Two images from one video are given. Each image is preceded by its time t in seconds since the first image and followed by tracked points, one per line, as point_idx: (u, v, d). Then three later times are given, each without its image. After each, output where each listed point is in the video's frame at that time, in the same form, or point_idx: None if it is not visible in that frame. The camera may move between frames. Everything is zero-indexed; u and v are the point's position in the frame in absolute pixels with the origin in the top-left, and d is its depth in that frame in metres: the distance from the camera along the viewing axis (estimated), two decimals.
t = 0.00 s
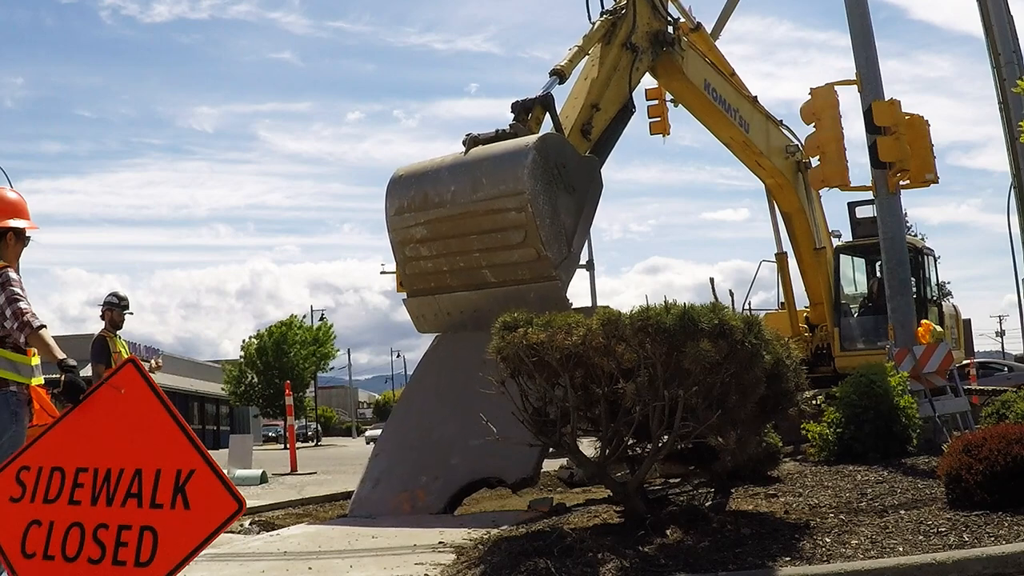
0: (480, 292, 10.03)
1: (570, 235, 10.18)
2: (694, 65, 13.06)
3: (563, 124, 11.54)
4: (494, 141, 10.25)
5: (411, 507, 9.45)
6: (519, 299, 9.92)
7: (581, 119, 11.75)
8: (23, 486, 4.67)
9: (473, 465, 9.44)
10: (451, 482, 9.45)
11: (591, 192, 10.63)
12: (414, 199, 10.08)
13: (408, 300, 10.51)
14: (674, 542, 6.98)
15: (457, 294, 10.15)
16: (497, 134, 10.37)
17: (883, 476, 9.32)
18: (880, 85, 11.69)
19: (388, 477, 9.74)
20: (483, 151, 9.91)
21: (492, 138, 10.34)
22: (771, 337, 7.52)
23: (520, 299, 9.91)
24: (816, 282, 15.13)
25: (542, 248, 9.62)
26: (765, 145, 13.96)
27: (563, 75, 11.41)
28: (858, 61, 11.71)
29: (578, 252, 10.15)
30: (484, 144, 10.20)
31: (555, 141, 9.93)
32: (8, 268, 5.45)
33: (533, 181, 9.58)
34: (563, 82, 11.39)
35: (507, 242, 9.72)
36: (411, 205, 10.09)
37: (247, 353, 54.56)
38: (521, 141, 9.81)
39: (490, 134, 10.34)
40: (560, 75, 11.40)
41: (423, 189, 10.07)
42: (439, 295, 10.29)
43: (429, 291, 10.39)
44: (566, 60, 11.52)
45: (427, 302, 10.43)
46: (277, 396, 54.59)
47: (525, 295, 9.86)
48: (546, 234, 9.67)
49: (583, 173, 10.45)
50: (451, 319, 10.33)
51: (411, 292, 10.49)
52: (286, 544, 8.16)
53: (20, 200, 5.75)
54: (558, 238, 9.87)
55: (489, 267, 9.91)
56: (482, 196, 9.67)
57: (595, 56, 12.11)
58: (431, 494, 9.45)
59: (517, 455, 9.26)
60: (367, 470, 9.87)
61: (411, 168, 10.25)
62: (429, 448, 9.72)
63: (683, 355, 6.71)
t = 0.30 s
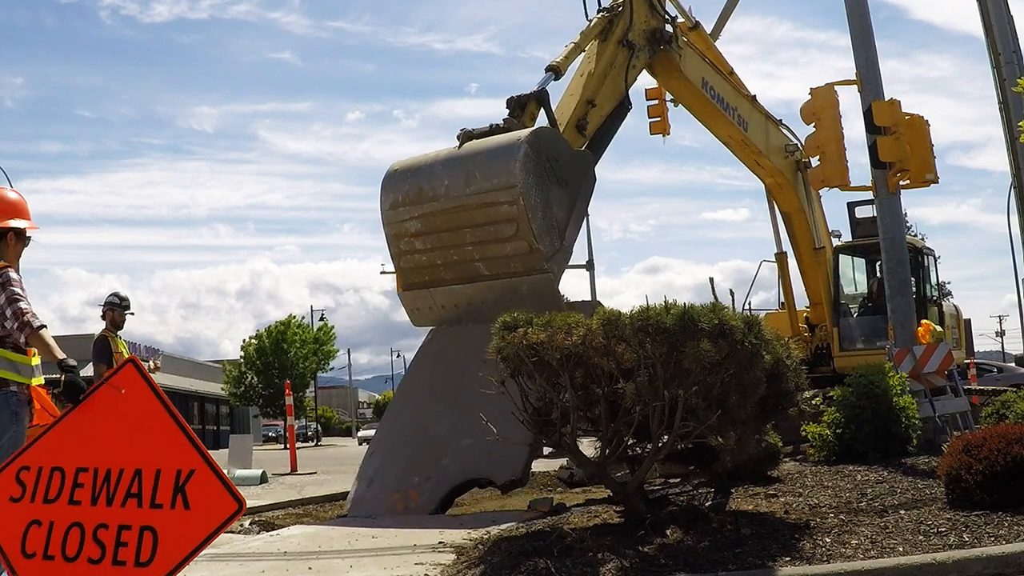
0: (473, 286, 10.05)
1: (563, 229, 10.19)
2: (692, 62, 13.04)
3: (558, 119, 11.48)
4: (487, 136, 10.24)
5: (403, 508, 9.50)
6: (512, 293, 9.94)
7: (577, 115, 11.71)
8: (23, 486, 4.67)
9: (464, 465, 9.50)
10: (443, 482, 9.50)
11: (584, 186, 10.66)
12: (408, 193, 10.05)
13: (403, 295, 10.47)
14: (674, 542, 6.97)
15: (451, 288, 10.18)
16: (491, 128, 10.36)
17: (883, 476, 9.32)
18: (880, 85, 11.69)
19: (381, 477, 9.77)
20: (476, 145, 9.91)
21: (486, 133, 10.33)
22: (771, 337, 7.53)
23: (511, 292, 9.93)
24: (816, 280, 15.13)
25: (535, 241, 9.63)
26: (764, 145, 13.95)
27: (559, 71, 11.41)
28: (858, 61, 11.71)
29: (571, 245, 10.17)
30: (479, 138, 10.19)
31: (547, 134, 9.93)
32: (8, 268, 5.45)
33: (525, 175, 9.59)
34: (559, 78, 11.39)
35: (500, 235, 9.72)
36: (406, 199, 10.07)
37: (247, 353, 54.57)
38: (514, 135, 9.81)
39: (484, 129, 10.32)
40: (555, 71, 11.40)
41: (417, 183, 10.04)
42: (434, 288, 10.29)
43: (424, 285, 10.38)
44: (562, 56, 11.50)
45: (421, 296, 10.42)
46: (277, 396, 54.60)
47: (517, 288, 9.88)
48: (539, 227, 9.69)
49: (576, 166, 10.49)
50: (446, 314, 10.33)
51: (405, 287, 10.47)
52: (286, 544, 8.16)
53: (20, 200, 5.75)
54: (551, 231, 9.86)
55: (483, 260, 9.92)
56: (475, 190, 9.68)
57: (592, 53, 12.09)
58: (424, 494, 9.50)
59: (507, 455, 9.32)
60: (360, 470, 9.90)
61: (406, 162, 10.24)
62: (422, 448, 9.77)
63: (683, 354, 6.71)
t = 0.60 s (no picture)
0: (463, 279, 10.09)
1: (552, 223, 10.27)
2: (689, 60, 13.01)
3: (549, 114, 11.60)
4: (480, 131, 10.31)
5: (392, 509, 9.56)
6: (499, 287, 9.97)
7: (569, 111, 11.82)
8: (23, 486, 4.67)
9: (452, 467, 9.52)
10: (431, 484, 9.56)
11: (573, 182, 10.73)
12: (401, 187, 10.18)
13: (396, 288, 10.57)
14: (674, 542, 6.97)
15: (441, 281, 10.22)
16: (483, 123, 10.39)
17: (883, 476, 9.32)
18: (880, 85, 11.69)
19: (371, 477, 9.80)
20: (467, 139, 10.02)
21: (478, 128, 10.38)
22: (771, 337, 7.53)
23: (498, 288, 9.98)
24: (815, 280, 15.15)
25: (523, 234, 9.72)
26: (762, 143, 13.96)
27: (552, 67, 11.40)
28: (858, 62, 11.71)
29: (560, 239, 10.25)
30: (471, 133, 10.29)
31: (536, 129, 10.06)
32: (8, 268, 5.45)
33: (513, 168, 9.70)
34: (552, 74, 11.38)
35: (489, 228, 9.82)
36: (398, 193, 10.19)
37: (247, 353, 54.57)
38: (504, 130, 9.92)
39: (476, 124, 10.37)
40: (549, 67, 11.39)
41: (410, 176, 10.16)
42: (426, 282, 10.35)
43: (417, 279, 10.46)
44: (556, 53, 11.51)
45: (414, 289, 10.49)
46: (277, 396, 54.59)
47: (505, 282, 9.92)
48: (527, 221, 9.78)
49: (565, 161, 10.57)
50: (437, 308, 10.36)
51: (399, 280, 10.58)
52: (286, 544, 8.16)
53: (21, 200, 5.75)
54: (539, 224, 9.97)
55: (473, 253, 10.01)
56: (465, 183, 9.78)
57: (586, 50, 12.18)
58: (413, 496, 9.56)
59: (493, 459, 9.35)
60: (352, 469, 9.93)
61: (399, 156, 10.34)
62: (411, 449, 9.79)
63: (683, 354, 6.71)
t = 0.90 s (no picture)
0: (453, 274, 10.12)
1: (539, 219, 10.32)
2: (685, 59, 13.03)
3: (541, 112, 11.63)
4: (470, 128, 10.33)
5: (383, 510, 9.55)
6: (490, 284, 9.99)
7: (562, 108, 11.84)
8: (23, 486, 4.66)
9: (440, 468, 9.52)
10: (421, 485, 9.54)
11: (561, 178, 10.79)
12: (392, 184, 10.18)
13: (388, 284, 10.57)
14: (674, 542, 6.97)
15: (432, 277, 10.26)
16: (474, 120, 10.41)
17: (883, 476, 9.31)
18: (880, 85, 11.69)
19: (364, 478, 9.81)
20: (456, 137, 10.06)
21: (468, 125, 10.40)
22: (771, 337, 7.53)
23: (488, 284, 10.00)
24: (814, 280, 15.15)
25: (510, 230, 9.75)
26: (759, 142, 13.95)
27: (544, 65, 11.41)
28: (858, 62, 11.71)
29: (547, 234, 10.30)
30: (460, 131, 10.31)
31: (523, 126, 10.12)
32: (9, 268, 5.45)
33: (500, 165, 9.74)
34: (544, 72, 11.39)
35: (476, 225, 9.86)
36: (389, 190, 10.20)
37: (247, 353, 54.58)
38: (491, 127, 9.97)
39: (466, 122, 10.39)
40: (542, 65, 11.41)
41: (400, 174, 10.18)
42: (418, 278, 10.36)
43: (409, 275, 10.46)
44: (548, 51, 11.51)
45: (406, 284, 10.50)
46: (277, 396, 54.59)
47: (494, 277, 9.96)
48: (514, 217, 9.82)
49: (552, 157, 10.64)
50: (429, 304, 10.36)
51: (390, 275, 10.58)
52: (286, 544, 8.16)
53: (22, 201, 5.75)
54: (526, 220, 10.02)
55: (462, 249, 10.04)
56: (452, 180, 9.82)
57: (580, 48, 12.22)
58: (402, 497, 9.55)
59: (480, 461, 9.34)
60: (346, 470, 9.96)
61: (391, 153, 10.35)
62: (401, 450, 9.79)
63: (683, 354, 6.71)
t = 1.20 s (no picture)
0: (444, 268, 10.13)
1: (529, 213, 10.28)
2: (681, 56, 13.07)
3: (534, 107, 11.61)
4: (461, 124, 10.36)
5: (380, 508, 9.55)
6: (481, 278, 9.96)
7: (555, 104, 11.83)
8: (23, 486, 4.66)
9: (435, 466, 9.51)
10: (417, 483, 9.53)
11: (552, 174, 10.75)
12: (384, 180, 10.25)
13: (382, 278, 10.61)
14: (674, 542, 6.97)
15: (423, 270, 10.27)
16: (466, 117, 10.43)
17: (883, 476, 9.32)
18: (880, 85, 11.69)
19: (363, 477, 9.82)
20: (446, 133, 10.12)
21: (460, 121, 10.43)
22: (771, 337, 7.54)
23: (477, 278, 9.98)
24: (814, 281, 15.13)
25: (498, 224, 9.77)
26: (756, 140, 13.96)
27: (538, 62, 11.41)
28: (859, 62, 11.71)
29: (536, 229, 10.28)
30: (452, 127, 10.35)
31: (512, 123, 10.17)
32: (9, 268, 5.45)
33: (488, 161, 9.79)
34: (538, 69, 11.39)
35: (465, 220, 9.90)
36: (381, 185, 10.26)
37: (247, 353, 54.58)
38: (479, 123, 10.02)
39: (458, 118, 10.42)
40: (535, 62, 11.40)
41: (393, 170, 10.23)
42: (412, 272, 10.36)
43: (403, 270, 10.47)
44: (541, 48, 11.52)
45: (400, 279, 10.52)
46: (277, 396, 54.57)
47: (483, 271, 9.92)
48: (503, 211, 9.83)
49: (543, 153, 10.60)
50: (423, 297, 10.38)
51: (385, 270, 10.62)
52: (286, 544, 8.16)
53: (23, 201, 5.75)
54: (515, 214, 10.00)
55: (453, 243, 10.05)
56: (442, 175, 9.88)
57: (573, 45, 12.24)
58: (399, 495, 9.54)
59: (472, 458, 9.33)
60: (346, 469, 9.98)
61: (384, 150, 10.40)
62: (396, 447, 9.80)
63: (683, 354, 6.71)
